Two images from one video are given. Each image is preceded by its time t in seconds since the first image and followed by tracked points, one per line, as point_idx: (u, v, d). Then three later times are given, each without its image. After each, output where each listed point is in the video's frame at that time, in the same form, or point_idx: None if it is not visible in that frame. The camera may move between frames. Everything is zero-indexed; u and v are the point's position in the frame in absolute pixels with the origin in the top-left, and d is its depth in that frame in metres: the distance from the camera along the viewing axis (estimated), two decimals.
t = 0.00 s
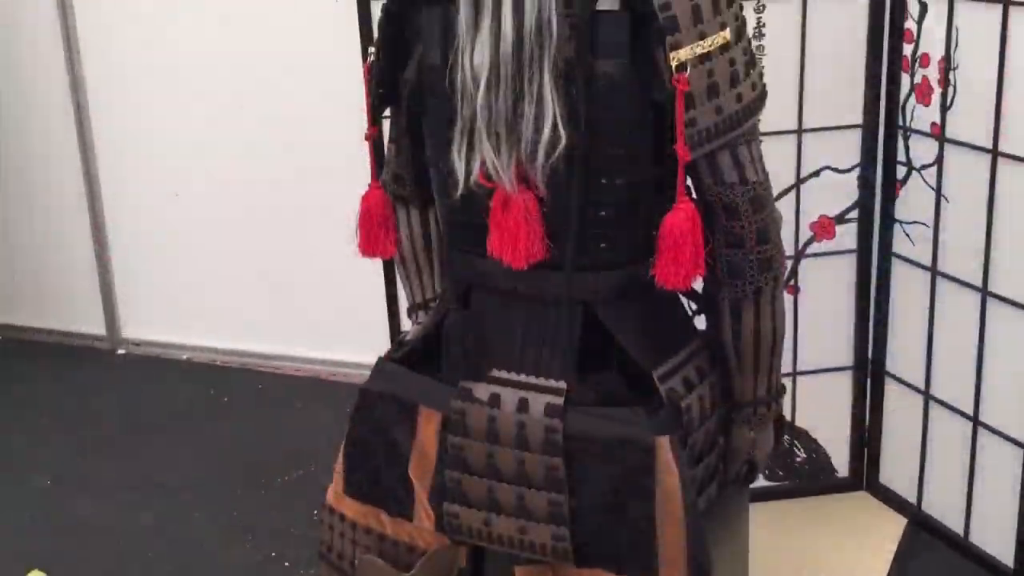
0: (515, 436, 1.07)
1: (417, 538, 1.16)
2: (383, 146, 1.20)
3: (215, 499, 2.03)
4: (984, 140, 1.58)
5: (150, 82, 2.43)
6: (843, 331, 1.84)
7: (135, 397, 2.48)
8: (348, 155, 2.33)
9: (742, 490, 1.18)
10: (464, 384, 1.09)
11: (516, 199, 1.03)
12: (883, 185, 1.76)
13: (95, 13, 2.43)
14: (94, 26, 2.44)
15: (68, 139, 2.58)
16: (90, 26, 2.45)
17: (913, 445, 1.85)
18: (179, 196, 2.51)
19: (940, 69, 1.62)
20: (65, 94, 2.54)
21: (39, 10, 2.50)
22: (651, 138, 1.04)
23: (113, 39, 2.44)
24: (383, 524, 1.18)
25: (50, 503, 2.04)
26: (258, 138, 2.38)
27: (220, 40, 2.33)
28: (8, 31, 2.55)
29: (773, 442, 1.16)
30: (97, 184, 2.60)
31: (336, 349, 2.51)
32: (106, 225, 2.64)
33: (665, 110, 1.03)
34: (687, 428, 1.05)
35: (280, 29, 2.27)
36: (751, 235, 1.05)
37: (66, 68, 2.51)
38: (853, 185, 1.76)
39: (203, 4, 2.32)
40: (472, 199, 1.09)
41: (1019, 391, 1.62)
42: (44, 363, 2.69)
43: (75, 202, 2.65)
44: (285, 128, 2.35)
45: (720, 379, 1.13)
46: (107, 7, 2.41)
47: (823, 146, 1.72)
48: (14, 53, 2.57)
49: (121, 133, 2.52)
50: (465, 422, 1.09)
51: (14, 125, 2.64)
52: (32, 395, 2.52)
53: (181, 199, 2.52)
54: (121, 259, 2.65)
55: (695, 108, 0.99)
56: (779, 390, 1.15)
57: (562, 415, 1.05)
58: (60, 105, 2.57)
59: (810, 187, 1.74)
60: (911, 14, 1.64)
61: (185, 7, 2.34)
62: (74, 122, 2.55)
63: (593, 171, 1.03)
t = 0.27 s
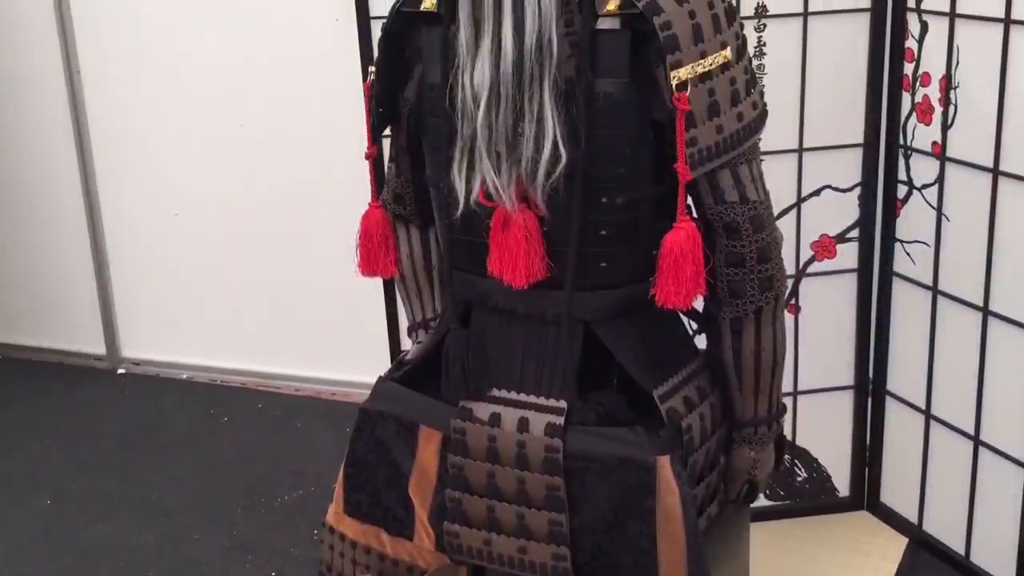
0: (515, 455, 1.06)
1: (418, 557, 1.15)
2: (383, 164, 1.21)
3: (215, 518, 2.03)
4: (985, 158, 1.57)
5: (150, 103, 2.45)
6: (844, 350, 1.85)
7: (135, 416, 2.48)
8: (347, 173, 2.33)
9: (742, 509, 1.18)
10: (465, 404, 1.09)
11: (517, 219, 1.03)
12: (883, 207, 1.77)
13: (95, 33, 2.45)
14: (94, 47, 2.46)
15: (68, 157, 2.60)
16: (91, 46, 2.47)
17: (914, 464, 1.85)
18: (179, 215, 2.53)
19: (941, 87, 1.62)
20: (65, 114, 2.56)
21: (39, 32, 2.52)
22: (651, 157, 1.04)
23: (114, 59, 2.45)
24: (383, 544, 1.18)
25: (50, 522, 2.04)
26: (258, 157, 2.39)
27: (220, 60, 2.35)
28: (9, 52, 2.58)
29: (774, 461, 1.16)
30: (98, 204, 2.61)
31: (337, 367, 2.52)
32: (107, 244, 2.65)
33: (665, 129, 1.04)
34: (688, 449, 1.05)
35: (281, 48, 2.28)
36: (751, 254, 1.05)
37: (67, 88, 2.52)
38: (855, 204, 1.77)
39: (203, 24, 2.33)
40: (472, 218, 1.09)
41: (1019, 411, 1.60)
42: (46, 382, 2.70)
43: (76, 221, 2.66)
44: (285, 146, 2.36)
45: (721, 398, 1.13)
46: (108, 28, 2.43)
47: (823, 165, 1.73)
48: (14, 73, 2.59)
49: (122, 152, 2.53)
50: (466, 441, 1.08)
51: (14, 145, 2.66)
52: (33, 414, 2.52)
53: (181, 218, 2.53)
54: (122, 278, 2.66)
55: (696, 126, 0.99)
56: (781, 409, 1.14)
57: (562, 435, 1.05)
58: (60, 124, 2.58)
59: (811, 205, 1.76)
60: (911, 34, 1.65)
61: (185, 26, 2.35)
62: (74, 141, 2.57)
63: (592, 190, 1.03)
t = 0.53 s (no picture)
0: (516, 474, 1.06)
1: None
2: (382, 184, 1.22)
3: (215, 537, 2.03)
4: (986, 178, 1.57)
5: (150, 123, 2.46)
6: (846, 370, 1.87)
7: (135, 435, 2.49)
8: (348, 191, 2.34)
9: (741, 530, 1.17)
10: (464, 423, 1.09)
11: (517, 238, 1.03)
12: (884, 223, 1.77)
13: (95, 55, 2.47)
14: (95, 68, 2.48)
15: (68, 177, 2.61)
16: (91, 68, 2.48)
17: (917, 484, 1.84)
18: (179, 234, 2.53)
19: (942, 107, 1.63)
20: (65, 135, 2.58)
21: (39, 53, 2.53)
22: (651, 176, 1.04)
23: (114, 80, 2.47)
24: (383, 564, 1.17)
25: (50, 541, 2.04)
26: (258, 177, 2.40)
27: (220, 80, 2.36)
28: (10, 74, 2.59)
29: (774, 481, 1.15)
30: (98, 224, 2.62)
31: (337, 385, 2.52)
32: (107, 264, 2.66)
33: (665, 147, 1.04)
34: (688, 469, 1.04)
35: (281, 68, 2.30)
36: (751, 273, 1.05)
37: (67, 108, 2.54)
38: (856, 223, 1.79)
39: (203, 44, 2.35)
40: (473, 237, 1.09)
41: (1018, 432, 1.59)
42: (45, 402, 2.71)
43: (76, 241, 2.67)
44: (285, 165, 2.37)
45: (721, 417, 1.12)
46: (108, 49, 2.45)
47: (824, 184, 1.75)
48: (14, 94, 2.61)
49: (122, 173, 2.54)
50: (466, 460, 1.08)
51: (14, 164, 2.67)
52: (32, 433, 2.52)
53: (181, 237, 2.54)
54: (121, 297, 2.67)
55: (696, 145, 0.99)
56: (781, 429, 1.13)
57: (563, 454, 1.04)
58: (61, 145, 2.60)
59: (811, 226, 1.78)
60: (912, 53, 1.67)
61: (185, 47, 2.37)
62: (75, 162, 2.58)
63: (593, 208, 1.03)
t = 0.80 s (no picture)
0: (515, 493, 1.06)
1: None
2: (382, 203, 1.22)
3: (216, 557, 2.02)
4: (987, 197, 1.57)
5: (149, 142, 2.47)
6: (847, 390, 1.87)
7: (136, 454, 2.49)
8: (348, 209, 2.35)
9: (741, 550, 1.16)
10: (464, 443, 1.09)
11: (517, 257, 1.03)
12: (885, 244, 1.78)
13: (95, 74, 2.48)
14: (94, 87, 2.49)
15: (68, 197, 2.62)
16: (91, 87, 2.49)
17: (920, 505, 1.83)
18: (179, 253, 2.54)
19: (944, 125, 1.63)
20: (65, 154, 2.59)
21: (39, 73, 2.54)
22: (652, 195, 1.05)
23: (114, 100, 2.48)
24: None
25: (51, 561, 2.04)
26: (258, 195, 2.41)
27: (220, 102, 2.37)
28: (10, 94, 2.60)
29: (775, 501, 1.14)
30: (98, 243, 2.63)
31: (337, 404, 2.51)
32: (108, 282, 2.66)
33: (665, 166, 1.04)
34: (689, 489, 1.04)
35: (281, 87, 2.30)
36: (752, 292, 1.05)
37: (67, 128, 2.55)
38: (856, 242, 1.79)
39: (203, 64, 2.36)
40: (473, 257, 1.10)
41: (1019, 452, 1.59)
42: (45, 421, 2.71)
43: (76, 260, 2.68)
44: (285, 183, 2.38)
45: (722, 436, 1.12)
46: (108, 68, 2.46)
47: (824, 203, 1.76)
48: (14, 114, 2.62)
49: (122, 191, 2.55)
50: (466, 479, 1.08)
51: (14, 185, 2.68)
52: (32, 452, 2.53)
53: (181, 256, 2.54)
54: (122, 316, 2.67)
55: (696, 164, 0.99)
56: (782, 448, 1.13)
57: (563, 474, 1.04)
58: (60, 164, 2.60)
59: (811, 245, 1.78)
60: (913, 71, 1.67)
61: (185, 66, 2.38)
62: (75, 182, 2.59)
63: (592, 227, 1.03)
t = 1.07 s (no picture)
0: (516, 513, 1.05)
1: None
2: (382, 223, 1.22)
3: None
4: (988, 216, 1.57)
5: (150, 161, 2.48)
6: (847, 409, 1.88)
7: (135, 474, 2.48)
8: (347, 227, 2.35)
9: (742, 570, 1.16)
10: (464, 462, 1.09)
11: (517, 276, 1.03)
12: (886, 264, 1.79)
13: (95, 94, 2.49)
14: (94, 107, 2.50)
15: (68, 216, 2.63)
16: (90, 108, 2.51)
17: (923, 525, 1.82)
18: (179, 272, 2.55)
19: (945, 144, 1.63)
20: (65, 174, 2.60)
21: (39, 92, 2.56)
22: (653, 212, 1.05)
23: (114, 119, 2.49)
24: None
25: None
26: (259, 214, 2.42)
27: (220, 122, 2.38)
28: (11, 114, 2.62)
29: (775, 521, 1.14)
30: (98, 262, 2.64)
31: (337, 422, 2.51)
32: (108, 301, 2.67)
33: (665, 185, 1.04)
34: (689, 508, 1.03)
35: (281, 105, 2.31)
36: (753, 311, 1.04)
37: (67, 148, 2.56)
38: (856, 262, 1.80)
39: (203, 83, 2.37)
40: (473, 277, 1.10)
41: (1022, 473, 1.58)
42: (45, 441, 2.71)
43: (76, 279, 2.68)
44: (286, 202, 2.38)
45: (723, 455, 1.12)
46: (108, 88, 2.47)
47: (823, 223, 1.77)
48: (15, 134, 2.63)
49: (123, 210, 2.56)
50: (467, 498, 1.08)
51: (16, 204, 2.69)
52: (32, 472, 2.53)
53: (181, 274, 2.55)
54: (122, 335, 2.68)
55: (696, 183, 1.00)
56: (783, 467, 1.12)
57: (563, 494, 1.03)
58: (61, 183, 2.62)
59: (812, 265, 1.80)
60: (913, 91, 1.68)
61: (185, 86, 2.39)
62: (75, 202, 2.60)
63: (593, 247, 1.03)
